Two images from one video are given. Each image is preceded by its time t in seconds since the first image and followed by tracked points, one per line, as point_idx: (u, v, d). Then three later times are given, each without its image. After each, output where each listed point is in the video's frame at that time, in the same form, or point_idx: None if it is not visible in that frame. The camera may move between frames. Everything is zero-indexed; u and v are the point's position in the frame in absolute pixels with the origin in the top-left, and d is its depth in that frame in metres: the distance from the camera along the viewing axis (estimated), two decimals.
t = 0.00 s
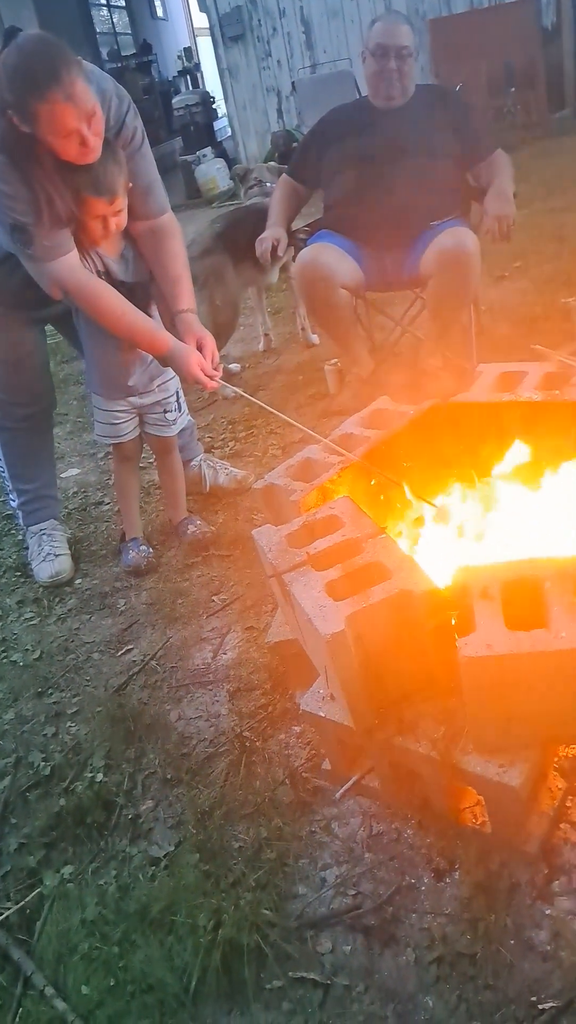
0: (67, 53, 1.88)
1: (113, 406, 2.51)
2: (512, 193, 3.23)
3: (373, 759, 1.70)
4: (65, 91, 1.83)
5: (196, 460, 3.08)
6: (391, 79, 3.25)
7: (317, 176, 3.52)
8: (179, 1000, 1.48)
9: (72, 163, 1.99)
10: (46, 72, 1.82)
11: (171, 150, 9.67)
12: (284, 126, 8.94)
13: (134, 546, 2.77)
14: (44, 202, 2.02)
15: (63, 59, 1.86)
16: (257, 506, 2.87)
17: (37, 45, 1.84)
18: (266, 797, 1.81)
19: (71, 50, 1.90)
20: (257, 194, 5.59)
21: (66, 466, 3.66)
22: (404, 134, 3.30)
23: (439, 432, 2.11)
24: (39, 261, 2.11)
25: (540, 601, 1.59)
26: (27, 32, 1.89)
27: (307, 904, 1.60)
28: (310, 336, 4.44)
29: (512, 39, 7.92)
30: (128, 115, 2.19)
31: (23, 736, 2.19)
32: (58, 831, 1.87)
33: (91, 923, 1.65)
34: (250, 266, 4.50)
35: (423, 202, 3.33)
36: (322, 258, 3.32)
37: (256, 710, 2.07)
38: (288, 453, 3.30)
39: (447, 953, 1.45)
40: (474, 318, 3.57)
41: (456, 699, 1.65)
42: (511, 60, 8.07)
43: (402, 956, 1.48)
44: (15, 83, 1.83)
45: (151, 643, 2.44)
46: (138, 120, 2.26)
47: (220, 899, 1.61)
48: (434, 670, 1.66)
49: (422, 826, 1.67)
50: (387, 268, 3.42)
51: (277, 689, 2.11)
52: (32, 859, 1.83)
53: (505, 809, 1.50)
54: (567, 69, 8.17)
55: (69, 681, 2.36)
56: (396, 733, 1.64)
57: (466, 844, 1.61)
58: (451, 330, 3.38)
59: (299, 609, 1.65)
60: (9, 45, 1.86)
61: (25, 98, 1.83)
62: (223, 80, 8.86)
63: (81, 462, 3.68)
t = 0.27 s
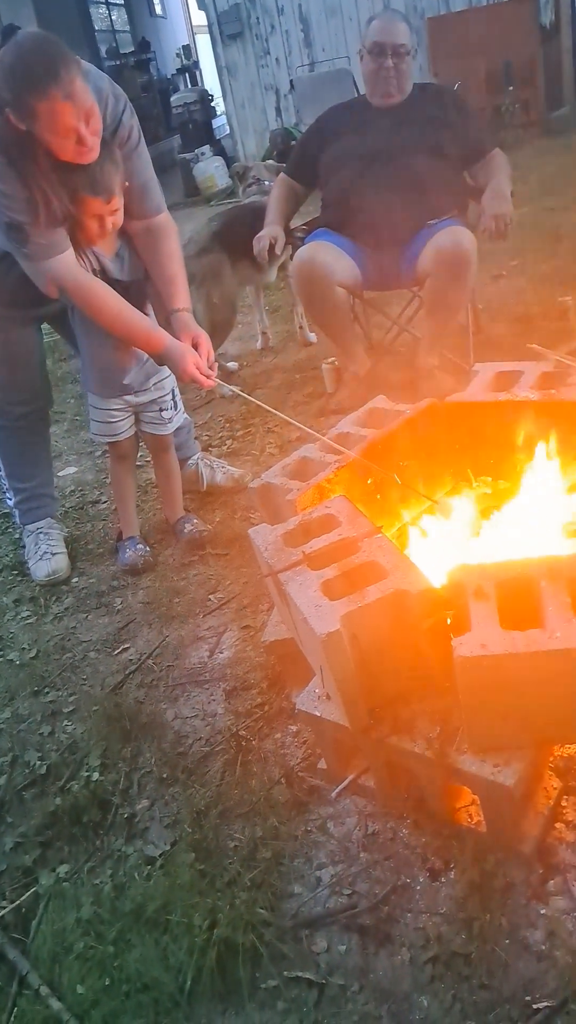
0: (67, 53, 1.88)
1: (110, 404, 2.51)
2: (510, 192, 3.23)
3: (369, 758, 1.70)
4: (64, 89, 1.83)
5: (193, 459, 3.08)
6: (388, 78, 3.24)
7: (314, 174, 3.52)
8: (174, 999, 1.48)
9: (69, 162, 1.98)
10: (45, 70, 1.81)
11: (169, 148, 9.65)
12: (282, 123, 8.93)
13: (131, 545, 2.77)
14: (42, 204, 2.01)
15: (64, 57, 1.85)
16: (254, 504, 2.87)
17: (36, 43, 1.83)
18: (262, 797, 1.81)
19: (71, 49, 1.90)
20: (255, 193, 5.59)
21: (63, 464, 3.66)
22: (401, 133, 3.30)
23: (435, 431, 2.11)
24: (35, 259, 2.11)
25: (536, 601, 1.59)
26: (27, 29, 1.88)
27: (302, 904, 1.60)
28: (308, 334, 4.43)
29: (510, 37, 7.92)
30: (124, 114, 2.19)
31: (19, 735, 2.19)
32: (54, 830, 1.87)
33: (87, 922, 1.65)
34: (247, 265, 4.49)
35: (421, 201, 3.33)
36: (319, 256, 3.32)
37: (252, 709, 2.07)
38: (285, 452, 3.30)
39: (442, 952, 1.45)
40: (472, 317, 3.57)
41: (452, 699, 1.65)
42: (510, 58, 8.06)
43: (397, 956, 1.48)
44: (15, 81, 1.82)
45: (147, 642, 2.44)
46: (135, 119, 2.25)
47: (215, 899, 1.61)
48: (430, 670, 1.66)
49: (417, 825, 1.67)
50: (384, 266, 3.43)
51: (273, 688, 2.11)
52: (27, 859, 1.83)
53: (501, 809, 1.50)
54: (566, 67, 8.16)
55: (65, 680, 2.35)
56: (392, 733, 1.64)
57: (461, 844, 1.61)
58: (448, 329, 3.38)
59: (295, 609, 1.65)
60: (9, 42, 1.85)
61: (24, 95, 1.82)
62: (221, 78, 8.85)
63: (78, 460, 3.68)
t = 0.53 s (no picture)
0: (70, 49, 1.90)
1: (107, 403, 2.51)
2: (509, 191, 3.22)
3: (366, 758, 1.70)
4: (68, 81, 1.84)
5: (191, 458, 3.08)
6: (388, 76, 3.23)
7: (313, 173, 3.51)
8: (170, 999, 1.48)
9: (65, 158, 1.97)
10: (48, 61, 1.82)
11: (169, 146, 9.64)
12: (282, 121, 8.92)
13: (128, 545, 2.76)
14: (34, 196, 2.01)
15: (67, 51, 1.87)
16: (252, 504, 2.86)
17: (39, 35, 1.84)
18: (259, 796, 1.80)
19: (72, 45, 1.92)
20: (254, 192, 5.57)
21: (61, 463, 3.65)
22: (400, 131, 3.29)
23: (434, 430, 2.11)
24: (31, 257, 2.10)
25: (533, 601, 1.59)
26: (28, 23, 1.89)
27: (299, 905, 1.59)
28: (307, 333, 4.42)
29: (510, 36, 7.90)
30: (120, 111, 2.18)
31: (16, 735, 2.18)
32: (51, 829, 1.87)
33: (83, 922, 1.65)
34: (246, 264, 4.48)
35: (419, 199, 3.32)
36: (318, 255, 3.31)
37: (250, 709, 2.06)
38: (283, 451, 3.29)
39: (439, 953, 1.45)
40: (471, 316, 3.56)
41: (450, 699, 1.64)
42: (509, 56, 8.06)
43: (394, 956, 1.47)
44: (16, 69, 1.82)
45: (145, 642, 2.43)
46: (131, 117, 2.24)
47: (212, 899, 1.61)
48: (427, 670, 1.65)
49: (415, 825, 1.67)
50: (383, 265, 3.42)
51: (271, 688, 2.10)
52: (24, 859, 1.82)
53: (498, 809, 1.50)
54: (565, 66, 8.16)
55: (62, 679, 2.35)
56: (389, 733, 1.64)
57: (458, 844, 1.61)
58: (447, 328, 3.38)
59: (291, 608, 1.65)
60: (10, 32, 1.86)
61: (26, 83, 1.81)
62: (220, 76, 8.93)
63: (76, 460, 3.67)
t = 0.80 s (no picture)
0: (68, 47, 1.91)
1: (105, 402, 2.50)
2: (508, 189, 3.22)
3: (365, 758, 1.69)
4: (64, 79, 1.84)
5: (190, 456, 3.06)
6: (388, 75, 3.22)
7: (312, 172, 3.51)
8: (168, 1000, 1.48)
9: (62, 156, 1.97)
10: (46, 59, 1.83)
11: (168, 145, 9.63)
12: (282, 120, 8.91)
13: (127, 545, 2.76)
14: (31, 195, 2.00)
15: (64, 49, 1.88)
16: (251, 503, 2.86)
17: (37, 34, 1.85)
18: (257, 796, 1.80)
19: (69, 44, 1.92)
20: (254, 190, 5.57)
21: (60, 462, 3.65)
22: (398, 130, 3.29)
23: (432, 430, 2.10)
24: (28, 255, 2.10)
25: (532, 601, 1.59)
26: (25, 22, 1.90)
27: (297, 905, 1.59)
28: (306, 333, 4.42)
29: (510, 35, 7.90)
30: (118, 110, 2.18)
31: (14, 735, 2.18)
32: (49, 830, 1.87)
33: (81, 923, 1.64)
34: (245, 262, 4.48)
35: (419, 198, 3.31)
36: (317, 253, 3.31)
37: (248, 708, 2.06)
38: (283, 451, 3.28)
39: (437, 954, 1.45)
40: (470, 315, 3.56)
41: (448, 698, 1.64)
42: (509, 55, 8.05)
43: (392, 957, 1.47)
44: (13, 68, 1.83)
45: (143, 642, 2.42)
46: (129, 116, 2.24)
47: (210, 899, 1.60)
48: (426, 669, 1.65)
49: (413, 826, 1.66)
50: (382, 266, 3.41)
51: (269, 687, 2.10)
52: (22, 859, 1.82)
53: (496, 809, 1.50)
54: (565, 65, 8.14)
55: (61, 679, 2.35)
56: (387, 733, 1.63)
57: (457, 844, 1.60)
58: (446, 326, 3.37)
59: (289, 608, 1.64)
60: (7, 31, 1.86)
61: (24, 82, 1.82)
62: (220, 74, 8.86)
63: (76, 459, 3.66)
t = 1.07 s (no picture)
0: (67, 46, 1.90)
1: (103, 401, 2.50)
2: (508, 188, 3.21)
3: (364, 758, 1.69)
4: (64, 78, 1.83)
5: (190, 453, 3.05)
6: (387, 73, 3.20)
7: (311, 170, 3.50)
8: (167, 1000, 1.48)
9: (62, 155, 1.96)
10: (45, 58, 1.82)
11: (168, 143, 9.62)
12: (281, 119, 8.91)
13: (126, 544, 2.75)
14: (30, 194, 1.99)
15: (62, 48, 1.87)
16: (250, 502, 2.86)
17: (36, 33, 1.83)
18: (257, 796, 1.80)
19: (68, 42, 1.91)
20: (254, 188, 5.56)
21: (60, 461, 3.65)
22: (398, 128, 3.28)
23: (432, 430, 2.09)
24: (27, 254, 2.09)
25: (532, 600, 1.58)
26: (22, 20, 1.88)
27: (297, 905, 1.59)
28: (306, 331, 4.41)
29: (510, 33, 7.90)
30: (117, 109, 2.17)
31: (13, 735, 2.17)
32: (48, 830, 1.86)
33: (80, 923, 1.64)
34: (245, 261, 4.47)
35: (418, 197, 3.30)
36: (316, 252, 3.30)
37: (247, 708, 2.06)
38: (282, 449, 3.28)
39: (437, 954, 1.44)
40: (469, 313, 3.56)
41: (448, 697, 1.64)
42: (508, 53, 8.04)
43: (392, 957, 1.47)
44: (12, 68, 1.81)
45: (142, 641, 2.42)
46: (128, 115, 2.24)
47: (209, 900, 1.60)
48: (425, 669, 1.65)
49: (413, 826, 1.66)
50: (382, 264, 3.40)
51: (269, 686, 2.10)
52: (21, 859, 1.81)
53: (497, 809, 1.49)
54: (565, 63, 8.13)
55: (60, 679, 2.34)
56: (387, 733, 1.63)
57: (457, 844, 1.60)
58: (445, 325, 3.36)
59: (289, 607, 1.64)
60: (5, 30, 1.84)
61: (23, 81, 1.80)
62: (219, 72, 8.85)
63: (75, 458, 3.66)
